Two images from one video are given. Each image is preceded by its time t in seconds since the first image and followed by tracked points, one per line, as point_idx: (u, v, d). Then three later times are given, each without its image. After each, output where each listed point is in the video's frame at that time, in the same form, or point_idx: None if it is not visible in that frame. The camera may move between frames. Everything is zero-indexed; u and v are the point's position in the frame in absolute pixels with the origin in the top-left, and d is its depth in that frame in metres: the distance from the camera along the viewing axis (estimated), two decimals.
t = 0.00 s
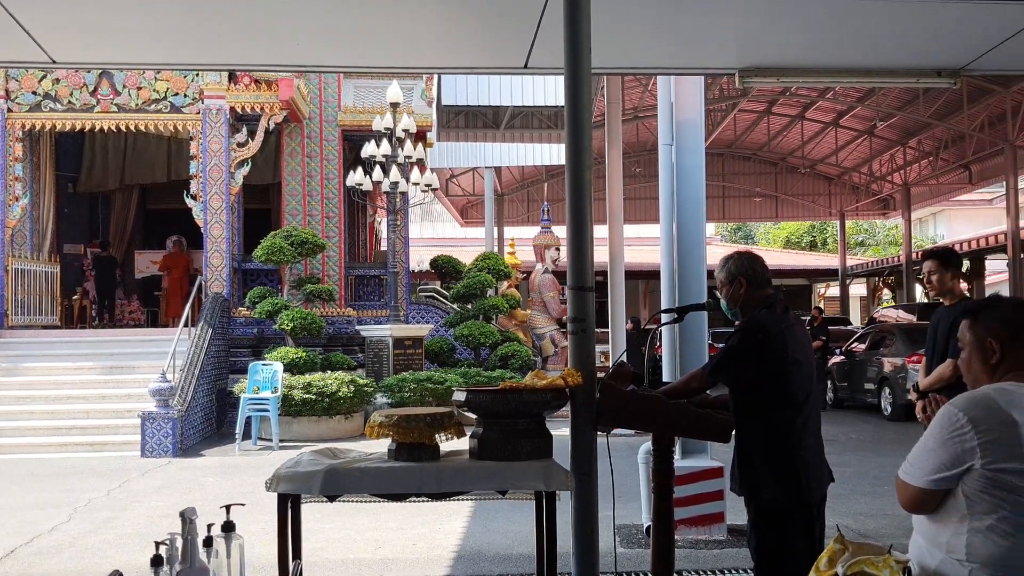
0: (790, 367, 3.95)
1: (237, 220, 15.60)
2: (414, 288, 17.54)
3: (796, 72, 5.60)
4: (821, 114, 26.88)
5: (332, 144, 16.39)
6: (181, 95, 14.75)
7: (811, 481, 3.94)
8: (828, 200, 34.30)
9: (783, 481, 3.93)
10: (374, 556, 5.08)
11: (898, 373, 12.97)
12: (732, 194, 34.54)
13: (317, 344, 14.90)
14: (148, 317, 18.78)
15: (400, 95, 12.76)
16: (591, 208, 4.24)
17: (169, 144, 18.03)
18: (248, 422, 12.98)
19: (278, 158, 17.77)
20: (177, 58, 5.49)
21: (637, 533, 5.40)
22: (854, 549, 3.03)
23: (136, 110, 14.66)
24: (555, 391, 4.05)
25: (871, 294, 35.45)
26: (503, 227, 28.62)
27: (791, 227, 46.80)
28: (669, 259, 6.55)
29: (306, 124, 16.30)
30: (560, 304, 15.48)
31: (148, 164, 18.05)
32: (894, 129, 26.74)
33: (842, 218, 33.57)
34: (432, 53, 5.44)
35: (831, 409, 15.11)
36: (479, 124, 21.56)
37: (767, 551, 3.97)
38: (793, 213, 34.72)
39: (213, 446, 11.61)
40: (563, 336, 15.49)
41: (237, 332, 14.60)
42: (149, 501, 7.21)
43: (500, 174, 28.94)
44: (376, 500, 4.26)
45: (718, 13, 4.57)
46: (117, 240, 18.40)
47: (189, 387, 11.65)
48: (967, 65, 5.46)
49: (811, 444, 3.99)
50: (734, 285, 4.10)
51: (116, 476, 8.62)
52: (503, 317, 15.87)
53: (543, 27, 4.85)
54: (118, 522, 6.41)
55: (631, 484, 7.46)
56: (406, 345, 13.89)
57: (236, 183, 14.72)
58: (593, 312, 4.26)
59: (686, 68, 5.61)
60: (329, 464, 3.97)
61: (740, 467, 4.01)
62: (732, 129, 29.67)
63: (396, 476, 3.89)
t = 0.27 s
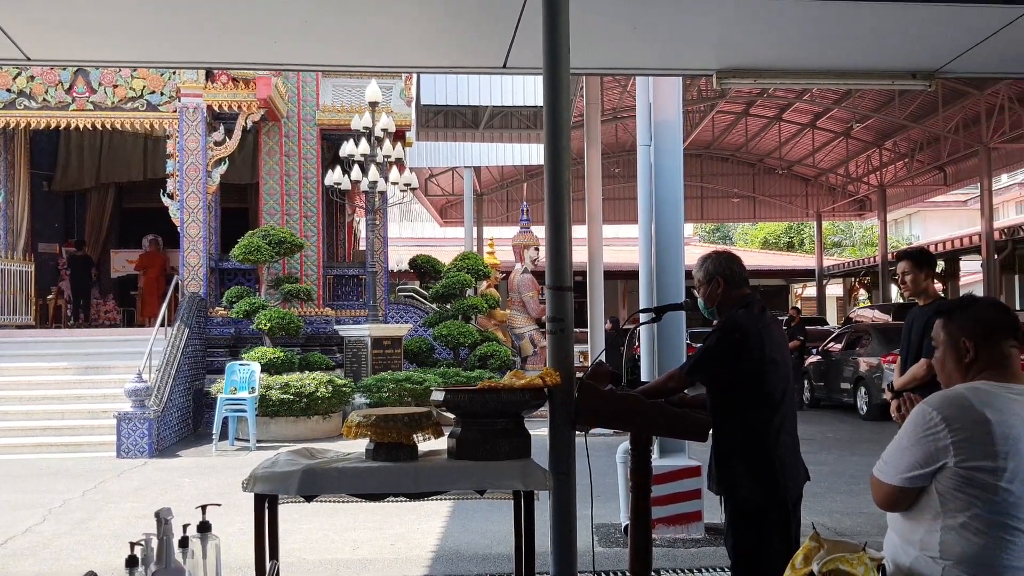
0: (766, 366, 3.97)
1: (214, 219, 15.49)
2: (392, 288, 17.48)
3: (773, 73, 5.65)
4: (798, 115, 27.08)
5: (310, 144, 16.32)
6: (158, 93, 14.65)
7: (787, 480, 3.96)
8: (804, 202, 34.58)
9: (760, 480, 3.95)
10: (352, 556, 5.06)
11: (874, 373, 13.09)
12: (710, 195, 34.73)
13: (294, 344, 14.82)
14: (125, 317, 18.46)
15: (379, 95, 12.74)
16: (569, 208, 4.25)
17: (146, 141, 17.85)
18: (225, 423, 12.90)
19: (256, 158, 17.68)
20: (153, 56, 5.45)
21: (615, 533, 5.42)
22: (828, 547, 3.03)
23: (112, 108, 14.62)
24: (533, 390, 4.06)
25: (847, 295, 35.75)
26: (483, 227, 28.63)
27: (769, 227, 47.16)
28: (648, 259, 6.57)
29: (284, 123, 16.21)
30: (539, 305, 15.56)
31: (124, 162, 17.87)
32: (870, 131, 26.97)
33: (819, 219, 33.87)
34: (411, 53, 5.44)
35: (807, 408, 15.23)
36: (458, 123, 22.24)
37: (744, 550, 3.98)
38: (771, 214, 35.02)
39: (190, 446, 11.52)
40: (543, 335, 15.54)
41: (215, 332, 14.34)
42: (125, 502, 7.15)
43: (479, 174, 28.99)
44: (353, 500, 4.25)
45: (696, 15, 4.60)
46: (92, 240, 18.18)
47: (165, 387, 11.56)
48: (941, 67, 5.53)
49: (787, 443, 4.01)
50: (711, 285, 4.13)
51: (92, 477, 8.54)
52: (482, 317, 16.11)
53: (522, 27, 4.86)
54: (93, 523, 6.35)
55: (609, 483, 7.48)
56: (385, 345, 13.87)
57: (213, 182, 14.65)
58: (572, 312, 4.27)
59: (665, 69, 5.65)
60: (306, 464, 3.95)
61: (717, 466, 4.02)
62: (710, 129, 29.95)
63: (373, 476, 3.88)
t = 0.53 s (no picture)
0: (750, 365, 3.99)
1: (199, 218, 15.43)
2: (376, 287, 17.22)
3: (757, 74, 5.68)
4: (783, 116, 27.23)
5: (295, 142, 16.28)
6: (142, 91, 14.60)
7: (771, 479, 3.98)
8: (789, 202, 34.76)
9: (744, 479, 3.97)
10: (337, 556, 5.05)
11: (858, 372, 13.18)
12: (695, 195, 34.84)
13: (279, 344, 14.82)
14: (108, 317, 18.27)
15: (365, 94, 12.73)
16: (555, 207, 4.25)
17: (130, 139, 17.82)
18: (209, 422, 12.84)
19: (241, 157, 17.63)
20: (137, 54, 5.42)
21: (600, 532, 5.44)
22: (813, 545, 3.02)
23: (96, 106, 14.56)
24: (518, 390, 4.07)
25: (832, 294, 35.95)
26: (469, 226, 28.65)
27: (754, 227, 47.38)
28: (634, 258, 6.58)
29: (269, 121, 16.17)
30: (525, 304, 15.67)
31: (109, 161, 17.77)
32: (855, 132, 27.13)
33: (804, 219, 34.07)
34: (396, 52, 5.43)
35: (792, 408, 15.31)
36: (444, 123, 21.45)
37: (729, 550, 4.00)
38: (757, 214, 34.92)
39: (174, 446, 11.48)
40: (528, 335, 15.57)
41: (198, 331, 14.41)
42: (109, 502, 7.10)
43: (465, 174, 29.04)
44: (338, 499, 4.24)
45: (680, 15, 4.61)
46: (76, 239, 18.03)
47: (149, 387, 11.51)
48: (925, 68, 5.57)
49: (771, 441, 4.03)
50: (696, 285, 4.15)
51: (75, 477, 8.49)
52: (469, 317, 16.03)
53: (509, 26, 4.86)
54: (75, 523, 6.31)
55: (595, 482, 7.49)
56: (370, 345, 13.83)
57: (197, 181, 14.57)
58: (557, 311, 4.27)
59: (652, 69, 5.67)
60: (290, 464, 3.94)
61: (701, 465, 4.04)
62: (696, 130, 30.04)
63: (359, 476, 3.87)
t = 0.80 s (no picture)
0: (738, 365, 4.01)
1: (186, 218, 15.37)
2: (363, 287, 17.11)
3: (744, 75, 5.71)
4: (770, 117, 27.37)
5: (283, 142, 16.25)
6: (129, 89, 14.56)
7: (758, 478, 4.00)
8: (777, 202, 34.93)
9: (730, 479, 3.99)
10: (324, 556, 5.04)
11: (843, 372, 13.26)
12: (683, 195, 34.95)
13: (266, 344, 14.78)
14: (95, 317, 18.10)
15: (353, 93, 12.73)
16: (544, 207, 4.26)
17: (117, 138, 17.71)
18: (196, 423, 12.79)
19: (229, 156, 17.59)
20: (124, 53, 5.39)
21: (587, 531, 5.45)
22: (798, 544, 3.04)
23: (83, 105, 14.53)
24: (506, 389, 4.07)
25: (819, 295, 36.11)
26: (457, 226, 28.67)
27: (742, 228, 47.54)
28: (621, 258, 6.60)
29: (257, 121, 16.14)
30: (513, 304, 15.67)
31: (95, 160, 17.64)
32: (841, 134, 27.27)
33: (791, 220, 34.26)
34: (385, 52, 5.43)
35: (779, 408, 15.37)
36: (432, 123, 21.49)
37: (716, 549, 4.01)
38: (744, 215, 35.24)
39: (160, 447, 11.43)
40: (516, 335, 15.71)
41: (185, 331, 14.36)
42: (95, 503, 7.06)
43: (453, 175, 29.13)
44: (325, 499, 4.24)
45: (668, 16, 4.63)
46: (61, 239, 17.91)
47: (136, 387, 11.47)
48: (911, 70, 5.61)
49: (758, 441, 4.05)
50: (684, 285, 4.17)
51: (61, 477, 8.45)
52: (457, 317, 16.03)
53: (497, 26, 4.86)
54: (61, 524, 6.27)
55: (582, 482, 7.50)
56: (358, 345, 13.83)
57: (185, 180, 14.52)
58: (545, 311, 4.28)
59: (640, 69, 5.69)
60: (278, 464, 3.93)
61: (688, 465, 4.05)
62: (684, 131, 30.15)
63: (346, 476, 3.87)
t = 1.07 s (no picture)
0: (722, 364, 4.03)
1: (171, 217, 15.30)
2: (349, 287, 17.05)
3: (729, 75, 5.74)
4: (755, 118, 27.54)
5: (269, 141, 16.21)
6: (114, 88, 14.46)
7: (742, 477, 4.02)
8: (761, 203, 35.11)
9: (715, 477, 4.01)
10: (309, 557, 5.03)
11: (828, 372, 13.30)
12: (669, 196, 35.10)
13: (251, 343, 14.77)
14: (79, 316, 18.12)
15: (339, 92, 12.72)
16: (529, 207, 4.26)
17: (102, 136, 17.35)
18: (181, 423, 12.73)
19: (214, 155, 17.57)
20: (109, 52, 5.35)
21: (572, 531, 5.47)
22: (782, 542, 3.05)
23: (67, 103, 14.51)
24: (492, 389, 4.07)
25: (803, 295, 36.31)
26: (443, 226, 28.69)
27: (727, 229, 47.76)
28: (607, 258, 6.61)
29: (243, 119, 16.09)
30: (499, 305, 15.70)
31: (79, 157, 17.34)
32: (825, 135, 27.46)
33: (776, 220, 34.44)
34: (371, 52, 5.42)
35: (764, 407, 15.45)
36: (418, 122, 21.45)
37: (700, 548, 4.03)
38: (728, 215, 35.28)
39: (144, 447, 11.37)
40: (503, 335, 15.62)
41: (169, 331, 14.24)
42: (78, 503, 7.03)
43: (439, 174, 29.21)
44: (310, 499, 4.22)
45: (654, 17, 4.65)
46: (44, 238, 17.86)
47: (120, 386, 11.39)
48: (894, 72, 5.66)
49: (741, 440, 4.07)
50: (668, 285, 4.19)
51: (43, 477, 8.39)
52: (442, 317, 16.05)
53: (483, 27, 4.87)
54: (43, 524, 6.24)
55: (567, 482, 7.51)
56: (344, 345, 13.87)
57: (170, 179, 14.45)
58: (530, 311, 4.28)
59: (625, 70, 5.72)
60: (262, 463, 3.91)
61: (673, 464, 4.06)
62: (670, 131, 30.29)
63: (331, 476, 3.86)
